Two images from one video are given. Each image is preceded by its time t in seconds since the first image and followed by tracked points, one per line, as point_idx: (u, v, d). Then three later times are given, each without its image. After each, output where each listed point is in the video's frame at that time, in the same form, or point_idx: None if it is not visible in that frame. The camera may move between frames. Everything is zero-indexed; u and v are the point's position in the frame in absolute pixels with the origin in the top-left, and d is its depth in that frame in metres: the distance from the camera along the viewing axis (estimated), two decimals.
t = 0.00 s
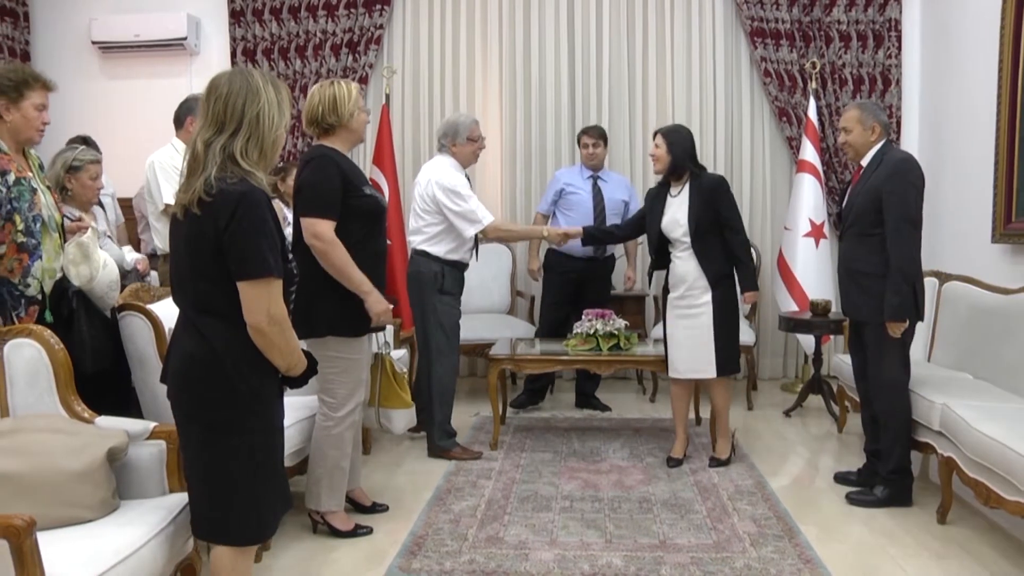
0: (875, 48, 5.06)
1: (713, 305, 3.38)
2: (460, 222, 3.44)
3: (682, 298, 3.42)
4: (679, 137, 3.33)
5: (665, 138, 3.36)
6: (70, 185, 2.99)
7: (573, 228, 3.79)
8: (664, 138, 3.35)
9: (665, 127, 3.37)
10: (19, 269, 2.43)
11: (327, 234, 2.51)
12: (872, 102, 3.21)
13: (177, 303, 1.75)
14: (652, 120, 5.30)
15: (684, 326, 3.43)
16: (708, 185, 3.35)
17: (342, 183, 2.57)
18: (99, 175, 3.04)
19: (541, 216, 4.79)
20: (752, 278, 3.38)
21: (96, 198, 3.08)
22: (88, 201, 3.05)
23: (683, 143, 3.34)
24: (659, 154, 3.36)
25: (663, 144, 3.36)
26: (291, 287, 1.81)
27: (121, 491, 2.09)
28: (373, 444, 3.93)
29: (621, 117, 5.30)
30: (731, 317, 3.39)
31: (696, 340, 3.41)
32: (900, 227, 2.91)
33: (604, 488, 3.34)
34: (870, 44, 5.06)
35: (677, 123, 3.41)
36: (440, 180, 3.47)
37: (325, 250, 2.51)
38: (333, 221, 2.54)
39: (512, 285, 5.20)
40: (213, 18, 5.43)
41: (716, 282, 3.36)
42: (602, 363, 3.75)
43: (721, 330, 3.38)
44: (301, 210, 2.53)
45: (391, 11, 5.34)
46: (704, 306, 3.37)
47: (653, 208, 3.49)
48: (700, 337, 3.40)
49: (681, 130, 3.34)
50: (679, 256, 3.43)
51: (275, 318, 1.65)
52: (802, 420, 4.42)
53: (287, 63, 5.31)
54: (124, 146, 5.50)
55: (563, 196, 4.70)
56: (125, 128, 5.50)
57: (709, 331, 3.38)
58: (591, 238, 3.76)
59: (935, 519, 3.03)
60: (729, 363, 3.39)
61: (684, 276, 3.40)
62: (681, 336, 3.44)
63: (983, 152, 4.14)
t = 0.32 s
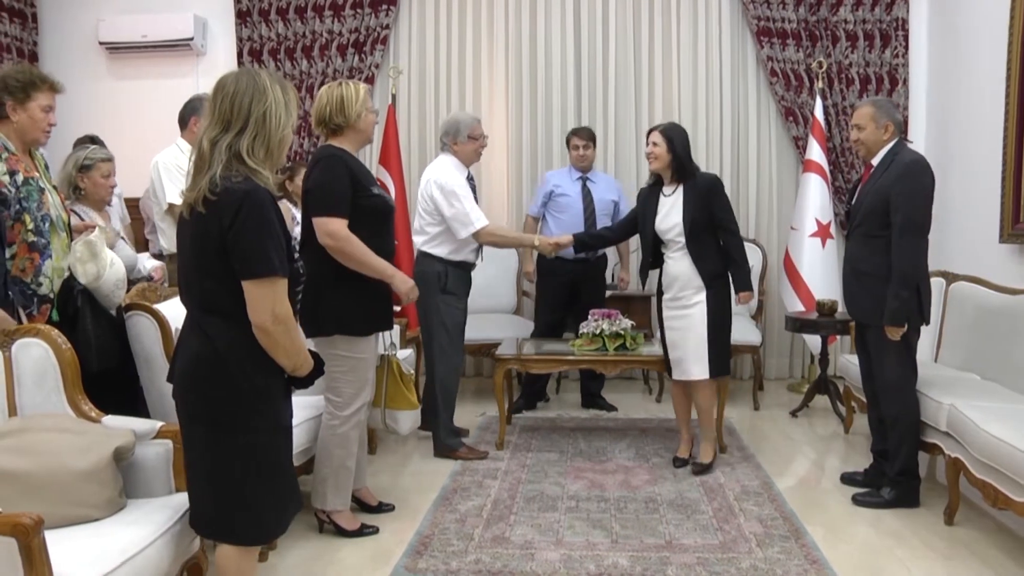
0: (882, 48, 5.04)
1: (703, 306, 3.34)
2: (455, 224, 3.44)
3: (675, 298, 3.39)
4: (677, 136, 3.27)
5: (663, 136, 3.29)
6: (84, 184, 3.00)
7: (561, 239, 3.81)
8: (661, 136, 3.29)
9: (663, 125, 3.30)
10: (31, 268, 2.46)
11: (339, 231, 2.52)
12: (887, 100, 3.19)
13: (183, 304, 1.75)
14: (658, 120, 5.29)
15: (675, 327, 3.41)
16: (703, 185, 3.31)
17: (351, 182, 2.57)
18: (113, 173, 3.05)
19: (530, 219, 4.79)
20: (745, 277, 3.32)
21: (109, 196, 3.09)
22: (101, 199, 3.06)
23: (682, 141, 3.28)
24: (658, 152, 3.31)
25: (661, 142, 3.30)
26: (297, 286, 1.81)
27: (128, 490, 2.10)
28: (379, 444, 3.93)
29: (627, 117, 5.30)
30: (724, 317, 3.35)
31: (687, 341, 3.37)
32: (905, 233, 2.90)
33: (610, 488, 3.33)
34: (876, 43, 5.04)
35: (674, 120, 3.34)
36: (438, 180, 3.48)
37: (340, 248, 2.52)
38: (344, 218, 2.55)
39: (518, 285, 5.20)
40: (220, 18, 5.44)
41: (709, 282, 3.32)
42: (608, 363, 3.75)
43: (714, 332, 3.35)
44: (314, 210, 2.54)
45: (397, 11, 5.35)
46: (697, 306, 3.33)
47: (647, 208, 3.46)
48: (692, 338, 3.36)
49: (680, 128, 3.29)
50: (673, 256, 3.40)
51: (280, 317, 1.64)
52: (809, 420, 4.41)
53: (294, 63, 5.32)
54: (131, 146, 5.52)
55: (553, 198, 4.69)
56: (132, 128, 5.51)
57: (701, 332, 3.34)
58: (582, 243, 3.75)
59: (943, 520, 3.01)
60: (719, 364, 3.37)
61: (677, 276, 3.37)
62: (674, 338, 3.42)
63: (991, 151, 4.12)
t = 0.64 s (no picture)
0: (892, 47, 5.01)
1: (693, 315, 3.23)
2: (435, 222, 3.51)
3: (665, 306, 3.29)
4: (674, 138, 3.18)
5: (661, 139, 3.19)
6: (99, 184, 3.01)
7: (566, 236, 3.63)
8: (658, 138, 3.18)
9: (661, 126, 3.20)
10: (43, 267, 2.49)
11: (375, 226, 2.52)
12: (899, 99, 3.17)
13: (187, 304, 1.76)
14: (667, 120, 5.28)
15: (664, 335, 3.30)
16: (700, 191, 3.22)
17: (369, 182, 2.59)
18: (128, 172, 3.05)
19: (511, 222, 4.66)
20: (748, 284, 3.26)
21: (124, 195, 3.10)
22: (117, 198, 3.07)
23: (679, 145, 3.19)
24: (654, 155, 3.20)
25: (658, 145, 3.19)
26: (301, 288, 1.81)
27: (138, 489, 2.11)
28: (388, 443, 3.94)
29: (636, 117, 5.30)
30: (712, 327, 3.25)
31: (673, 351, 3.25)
32: (917, 234, 2.88)
33: (619, 488, 3.33)
34: (887, 42, 5.01)
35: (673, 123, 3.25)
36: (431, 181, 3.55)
37: (379, 243, 2.51)
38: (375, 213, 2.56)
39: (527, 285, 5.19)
40: (229, 18, 5.46)
41: (701, 291, 3.20)
42: (618, 363, 3.74)
43: (700, 342, 3.23)
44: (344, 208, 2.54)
45: (406, 11, 5.35)
46: (685, 314, 3.22)
47: (641, 212, 3.34)
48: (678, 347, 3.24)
49: (678, 131, 3.20)
50: (664, 263, 3.29)
51: (280, 320, 1.64)
52: (818, 421, 4.39)
53: (303, 64, 5.33)
54: (142, 146, 5.55)
55: (535, 199, 4.64)
56: (143, 129, 5.54)
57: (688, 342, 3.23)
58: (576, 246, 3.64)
59: (953, 522, 2.99)
60: (700, 375, 3.25)
61: (668, 282, 3.25)
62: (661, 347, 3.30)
63: (1003, 152, 4.09)
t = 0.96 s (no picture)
0: (903, 46, 4.98)
1: (679, 318, 3.07)
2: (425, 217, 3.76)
3: (649, 308, 3.12)
4: (664, 130, 3.02)
5: (651, 130, 3.04)
6: (110, 184, 3.03)
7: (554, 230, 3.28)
8: (648, 130, 3.04)
9: (651, 117, 3.06)
10: (56, 266, 2.51)
11: (433, 216, 2.58)
12: (913, 97, 3.16)
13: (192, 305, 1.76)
14: (677, 119, 5.27)
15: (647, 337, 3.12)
16: (691, 187, 3.07)
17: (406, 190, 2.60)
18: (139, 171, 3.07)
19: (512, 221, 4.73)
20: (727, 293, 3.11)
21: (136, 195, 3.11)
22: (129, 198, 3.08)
23: (671, 139, 3.03)
24: (643, 148, 3.05)
25: (648, 137, 3.04)
26: (308, 290, 1.80)
27: (148, 488, 2.12)
28: (398, 443, 3.94)
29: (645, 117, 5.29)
30: (699, 329, 3.09)
31: (661, 353, 3.10)
32: (935, 235, 2.88)
33: (628, 488, 3.33)
34: (897, 41, 4.98)
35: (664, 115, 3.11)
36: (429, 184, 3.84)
37: (443, 231, 2.59)
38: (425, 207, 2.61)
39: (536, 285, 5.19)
40: (238, 19, 5.47)
41: (687, 292, 3.05)
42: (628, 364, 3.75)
43: (689, 345, 3.08)
44: (395, 212, 2.58)
45: (415, 11, 5.36)
46: (670, 316, 3.06)
47: (626, 206, 3.16)
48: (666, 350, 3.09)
49: (669, 122, 3.04)
50: (650, 260, 3.12)
51: (286, 321, 1.64)
52: (828, 421, 4.38)
53: (313, 64, 5.34)
54: (153, 147, 5.57)
55: (533, 199, 4.65)
56: (153, 130, 5.57)
57: (676, 345, 3.07)
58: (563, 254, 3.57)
59: (965, 524, 2.98)
60: (692, 381, 3.10)
61: (653, 280, 3.09)
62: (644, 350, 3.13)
63: (1014, 152, 4.06)
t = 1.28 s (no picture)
0: (920, 44, 4.94)
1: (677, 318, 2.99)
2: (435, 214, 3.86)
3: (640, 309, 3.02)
4: (651, 125, 2.92)
5: (638, 125, 2.93)
6: (121, 184, 3.05)
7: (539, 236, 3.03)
8: (636, 125, 2.92)
9: (637, 112, 2.95)
10: (74, 266, 2.51)
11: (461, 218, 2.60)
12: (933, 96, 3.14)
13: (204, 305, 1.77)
14: (692, 119, 5.25)
15: (640, 340, 3.03)
16: (683, 183, 2.99)
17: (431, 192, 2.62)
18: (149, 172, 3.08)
19: (529, 222, 4.75)
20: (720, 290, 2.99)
21: (147, 195, 3.13)
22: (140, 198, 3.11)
23: (660, 134, 2.93)
24: (630, 144, 2.94)
25: (636, 133, 2.94)
26: (320, 292, 1.81)
27: (164, 487, 2.13)
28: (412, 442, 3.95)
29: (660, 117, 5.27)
30: (694, 330, 3.03)
31: (657, 356, 3.02)
32: (958, 234, 2.85)
33: (643, 489, 3.32)
34: (914, 39, 4.94)
35: (648, 108, 3.00)
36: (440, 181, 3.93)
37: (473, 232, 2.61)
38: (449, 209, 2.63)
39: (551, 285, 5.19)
40: (254, 21, 5.50)
41: (684, 292, 2.98)
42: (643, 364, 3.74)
43: (686, 346, 3.02)
44: (421, 213, 2.59)
45: (430, 12, 5.36)
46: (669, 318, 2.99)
47: (615, 205, 3.05)
48: (664, 352, 3.01)
49: (657, 117, 2.93)
50: (642, 261, 3.02)
51: (300, 323, 1.65)
52: (844, 422, 4.35)
53: (328, 65, 5.36)
54: (169, 147, 5.61)
55: (550, 199, 4.66)
56: (170, 130, 5.60)
57: (672, 345, 3.00)
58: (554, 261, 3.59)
59: (983, 527, 2.95)
60: (690, 382, 3.05)
61: (648, 282, 2.99)
62: (638, 354, 3.04)
63: None
